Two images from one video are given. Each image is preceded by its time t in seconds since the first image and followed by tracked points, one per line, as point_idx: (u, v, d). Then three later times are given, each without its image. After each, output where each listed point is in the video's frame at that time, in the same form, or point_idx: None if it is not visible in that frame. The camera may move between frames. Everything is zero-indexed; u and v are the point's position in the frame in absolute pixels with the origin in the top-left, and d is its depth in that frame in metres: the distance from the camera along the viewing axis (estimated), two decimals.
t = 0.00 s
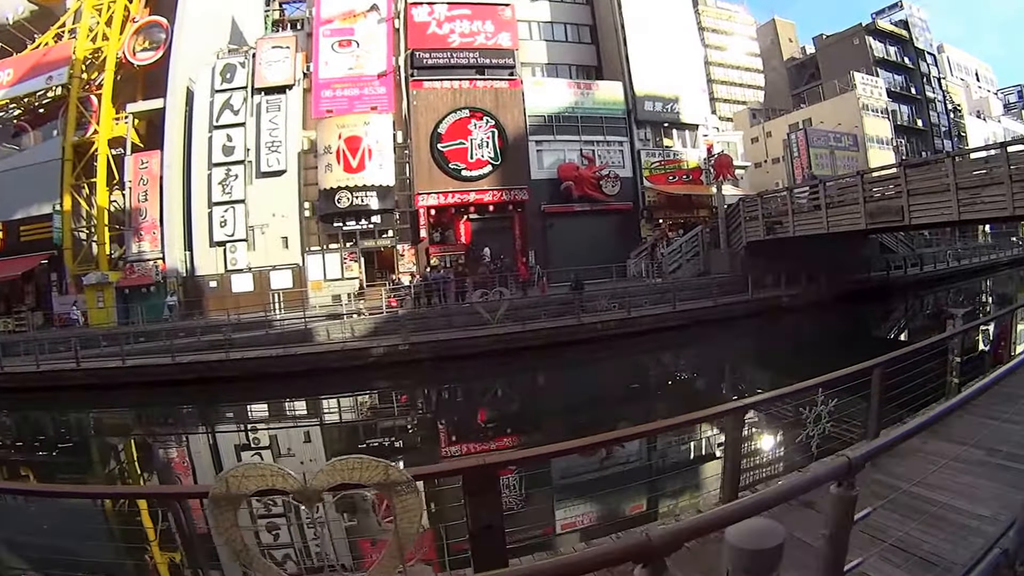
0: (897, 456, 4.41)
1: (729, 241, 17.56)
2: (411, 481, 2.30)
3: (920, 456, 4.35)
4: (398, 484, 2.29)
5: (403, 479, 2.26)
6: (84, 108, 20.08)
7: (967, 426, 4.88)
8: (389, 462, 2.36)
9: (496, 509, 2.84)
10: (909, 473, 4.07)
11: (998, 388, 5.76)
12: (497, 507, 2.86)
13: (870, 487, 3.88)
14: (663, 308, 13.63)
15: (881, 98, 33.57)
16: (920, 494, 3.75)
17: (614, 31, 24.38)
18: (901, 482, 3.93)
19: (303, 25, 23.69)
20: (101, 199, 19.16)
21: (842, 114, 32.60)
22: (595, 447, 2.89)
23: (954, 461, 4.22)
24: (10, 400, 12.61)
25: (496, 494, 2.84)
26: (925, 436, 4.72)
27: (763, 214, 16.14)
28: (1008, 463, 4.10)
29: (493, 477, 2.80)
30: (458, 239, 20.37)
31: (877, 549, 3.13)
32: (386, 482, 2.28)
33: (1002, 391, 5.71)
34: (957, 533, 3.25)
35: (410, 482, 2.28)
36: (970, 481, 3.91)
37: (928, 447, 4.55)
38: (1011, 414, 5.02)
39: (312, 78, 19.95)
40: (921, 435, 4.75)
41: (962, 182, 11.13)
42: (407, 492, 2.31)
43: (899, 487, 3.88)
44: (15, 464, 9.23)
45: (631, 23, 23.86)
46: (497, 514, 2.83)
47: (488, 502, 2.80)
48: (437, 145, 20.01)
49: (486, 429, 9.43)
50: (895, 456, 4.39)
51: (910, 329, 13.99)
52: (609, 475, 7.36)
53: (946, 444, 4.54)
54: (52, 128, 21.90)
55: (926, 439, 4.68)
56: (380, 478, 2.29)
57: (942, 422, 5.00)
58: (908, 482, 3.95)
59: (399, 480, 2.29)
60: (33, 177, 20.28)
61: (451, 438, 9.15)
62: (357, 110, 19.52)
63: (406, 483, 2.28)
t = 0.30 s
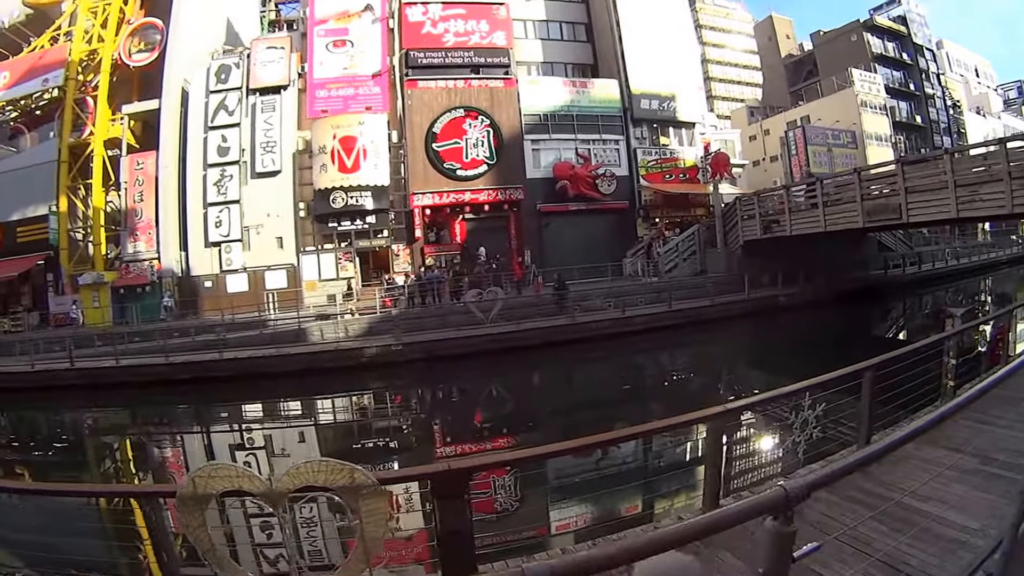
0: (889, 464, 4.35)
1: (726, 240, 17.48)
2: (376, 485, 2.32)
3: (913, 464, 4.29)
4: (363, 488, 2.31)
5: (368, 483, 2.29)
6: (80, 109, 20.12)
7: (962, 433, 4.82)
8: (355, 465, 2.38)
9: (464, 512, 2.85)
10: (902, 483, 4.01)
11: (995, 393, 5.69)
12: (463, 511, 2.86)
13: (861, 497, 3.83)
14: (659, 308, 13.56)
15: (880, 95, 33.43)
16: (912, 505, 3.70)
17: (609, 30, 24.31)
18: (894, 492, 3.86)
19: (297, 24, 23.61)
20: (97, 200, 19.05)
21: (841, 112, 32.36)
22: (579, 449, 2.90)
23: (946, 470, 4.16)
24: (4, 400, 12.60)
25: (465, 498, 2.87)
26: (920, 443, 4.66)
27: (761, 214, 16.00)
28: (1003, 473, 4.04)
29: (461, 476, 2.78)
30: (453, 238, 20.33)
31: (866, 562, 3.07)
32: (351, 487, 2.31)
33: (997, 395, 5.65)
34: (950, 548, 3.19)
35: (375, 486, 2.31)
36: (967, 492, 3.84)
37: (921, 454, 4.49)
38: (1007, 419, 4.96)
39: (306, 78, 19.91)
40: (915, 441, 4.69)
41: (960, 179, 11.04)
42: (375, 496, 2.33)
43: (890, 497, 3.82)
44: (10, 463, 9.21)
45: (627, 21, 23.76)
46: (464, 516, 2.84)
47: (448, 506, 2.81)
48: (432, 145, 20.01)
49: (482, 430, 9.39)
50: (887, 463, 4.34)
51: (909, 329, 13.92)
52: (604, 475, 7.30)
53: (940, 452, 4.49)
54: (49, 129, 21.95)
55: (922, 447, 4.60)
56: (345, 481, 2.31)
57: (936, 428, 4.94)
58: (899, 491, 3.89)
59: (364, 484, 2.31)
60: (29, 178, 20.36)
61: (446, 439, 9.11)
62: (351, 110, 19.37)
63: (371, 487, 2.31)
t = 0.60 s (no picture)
0: (875, 471, 4.29)
1: (721, 243, 17.35)
2: (339, 491, 2.33)
3: (899, 471, 4.23)
4: (325, 493, 2.34)
5: (331, 488, 2.31)
6: (73, 108, 20.16)
7: (952, 435, 4.73)
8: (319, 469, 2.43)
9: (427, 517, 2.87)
10: (882, 490, 3.97)
11: (986, 393, 5.60)
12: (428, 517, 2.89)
13: (841, 506, 3.79)
14: (651, 313, 13.53)
15: (876, 94, 33.25)
16: (895, 513, 3.64)
17: (603, 31, 24.26)
18: (876, 501, 3.81)
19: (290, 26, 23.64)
20: (90, 199, 19.20)
21: (837, 111, 32.18)
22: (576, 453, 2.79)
23: (934, 477, 4.09)
24: None
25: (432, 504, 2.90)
26: (907, 449, 4.59)
27: (755, 216, 16.05)
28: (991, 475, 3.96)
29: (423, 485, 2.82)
30: (446, 242, 20.32)
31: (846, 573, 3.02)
32: (314, 490, 2.34)
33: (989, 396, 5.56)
34: (932, 557, 3.12)
35: (337, 492, 2.32)
36: (952, 498, 3.79)
37: (908, 461, 4.43)
38: (997, 421, 4.88)
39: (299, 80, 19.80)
40: (903, 448, 4.62)
41: (955, 176, 11.37)
42: (337, 501, 2.35)
43: (867, 505, 3.79)
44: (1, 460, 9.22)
45: (620, 21, 23.66)
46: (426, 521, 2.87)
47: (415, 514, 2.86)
48: (424, 149, 19.96)
49: (475, 435, 9.39)
50: (873, 471, 4.28)
51: (908, 330, 13.75)
52: (599, 482, 7.30)
53: (928, 457, 4.42)
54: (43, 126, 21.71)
55: (908, 452, 4.57)
56: (307, 485, 2.35)
57: (926, 433, 4.86)
58: (879, 499, 3.86)
59: (326, 490, 2.33)
60: (23, 176, 20.46)
61: (440, 444, 9.09)
62: (343, 113, 19.25)
63: (333, 492, 2.32)
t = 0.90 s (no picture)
0: (855, 485, 4.21)
1: (709, 246, 17.41)
2: (296, 497, 2.35)
3: (880, 486, 4.15)
4: (282, 499, 2.35)
5: (287, 495, 2.32)
6: (62, 111, 20.26)
7: (935, 449, 4.66)
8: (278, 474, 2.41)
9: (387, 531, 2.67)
10: (858, 506, 3.89)
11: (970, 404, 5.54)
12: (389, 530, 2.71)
13: (815, 522, 3.71)
14: (639, 317, 13.47)
15: (866, 94, 33.22)
16: (871, 530, 3.56)
17: (590, 31, 24.26)
18: (851, 517, 3.73)
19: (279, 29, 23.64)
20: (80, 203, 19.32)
21: (826, 112, 32.06)
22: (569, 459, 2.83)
23: (913, 493, 4.02)
24: None
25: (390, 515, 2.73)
26: (889, 463, 4.52)
27: (743, 218, 16.06)
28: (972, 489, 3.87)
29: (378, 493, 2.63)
30: (433, 245, 20.32)
31: None
32: (270, 497, 2.35)
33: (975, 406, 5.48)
34: None
35: (293, 498, 2.34)
36: (927, 514, 3.71)
37: (889, 475, 4.36)
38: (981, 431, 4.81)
39: (286, 84, 19.90)
40: (885, 461, 4.55)
41: (945, 177, 11.42)
42: (293, 507, 2.36)
43: (841, 521, 3.70)
44: None
45: (607, 23, 23.74)
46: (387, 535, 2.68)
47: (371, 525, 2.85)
48: (411, 151, 19.95)
49: (461, 439, 9.35)
50: (853, 485, 4.20)
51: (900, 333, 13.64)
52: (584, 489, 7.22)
53: (909, 472, 4.35)
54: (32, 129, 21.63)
55: (886, 466, 4.49)
56: (265, 492, 2.36)
57: (908, 446, 4.79)
58: (854, 515, 3.77)
59: (283, 496, 2.34)
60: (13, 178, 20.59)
61: (425, 449, 9.06)
62: (330, 116, 19.17)
63: (290, 498, 2.34)
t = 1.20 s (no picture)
0: (827, 495, 3.99)
1: (692, 251, 17.29)
2: (247, 500, 2.18)
3: (853, 496, 3.92)
4: (233, 501, 2.19)
5: (236, 495, 2.15)
6: (44, 113, 20.44)
7: (912, 458, 4.46)
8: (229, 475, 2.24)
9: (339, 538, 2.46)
10: (832, 516, 3.66)
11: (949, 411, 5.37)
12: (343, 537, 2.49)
13: (786, 532, 3.47)
14: (619, 321, 13.43)
15: (851, 97, 33.18)
16: (843, 542, 3.34)
17: (573, 34, 24.30)
18: (822, 527, 3.51)
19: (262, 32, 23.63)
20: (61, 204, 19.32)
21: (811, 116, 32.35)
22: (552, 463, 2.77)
23: (887, 503, 3.80)
24: None
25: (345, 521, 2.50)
26: (864, 472, 4.32)
27: (726, 223, 16.04)
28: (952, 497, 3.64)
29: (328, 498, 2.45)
30: (413, 249, 20.20)
31: None
32: (220, 497, 2.17)
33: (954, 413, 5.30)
34: None
35: (245, 500, 2.17)
36: (902, 525, 3.49)
37: (864, 485, 4.15)
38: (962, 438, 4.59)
39: (267, 86, 20.19)
40: (859, 471, 4.35)
41: (928, 181, 11.45)
42: (244, 511, 2.19)
43: (810, 530, 3.49)
44: None
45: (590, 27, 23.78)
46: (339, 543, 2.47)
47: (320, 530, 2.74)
48: (392, 154, 19.89)
49: (441, 444, 9.32)
50: (826, 493, 3.99)
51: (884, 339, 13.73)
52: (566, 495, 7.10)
53: (884, 482, 4.13)
54: (16, 131, 21.96)
55: (862, 474, 4.29)
56: (215, 492, 2.17)
57: (885, 455, 4.56)
58: (824, 525, 3.56)
59: (234, 498, 2.17)
60: None
61: (405, 453, 9.03)
62: (311, 119, 19.59)
63: (241, 501, 2.16)
